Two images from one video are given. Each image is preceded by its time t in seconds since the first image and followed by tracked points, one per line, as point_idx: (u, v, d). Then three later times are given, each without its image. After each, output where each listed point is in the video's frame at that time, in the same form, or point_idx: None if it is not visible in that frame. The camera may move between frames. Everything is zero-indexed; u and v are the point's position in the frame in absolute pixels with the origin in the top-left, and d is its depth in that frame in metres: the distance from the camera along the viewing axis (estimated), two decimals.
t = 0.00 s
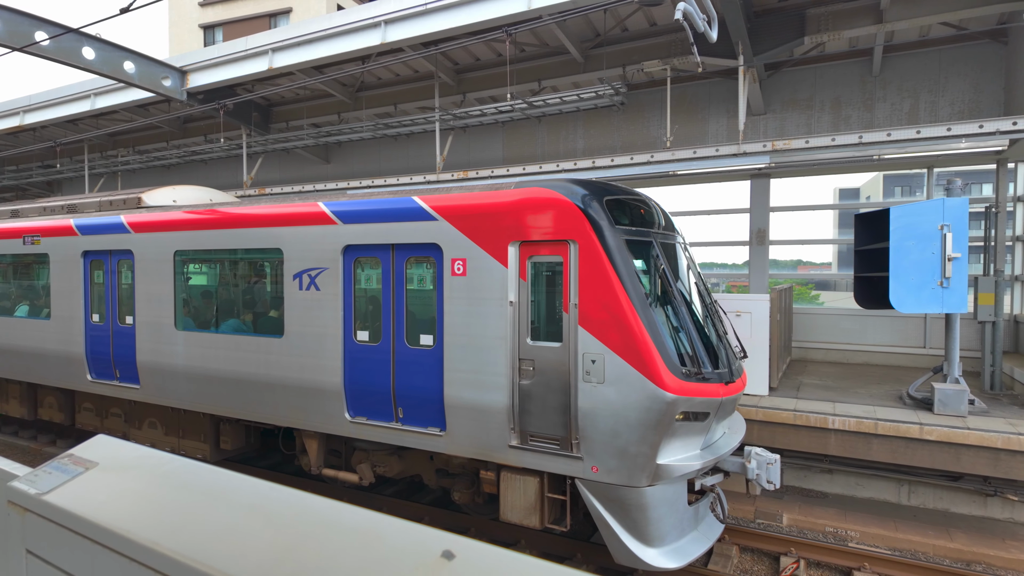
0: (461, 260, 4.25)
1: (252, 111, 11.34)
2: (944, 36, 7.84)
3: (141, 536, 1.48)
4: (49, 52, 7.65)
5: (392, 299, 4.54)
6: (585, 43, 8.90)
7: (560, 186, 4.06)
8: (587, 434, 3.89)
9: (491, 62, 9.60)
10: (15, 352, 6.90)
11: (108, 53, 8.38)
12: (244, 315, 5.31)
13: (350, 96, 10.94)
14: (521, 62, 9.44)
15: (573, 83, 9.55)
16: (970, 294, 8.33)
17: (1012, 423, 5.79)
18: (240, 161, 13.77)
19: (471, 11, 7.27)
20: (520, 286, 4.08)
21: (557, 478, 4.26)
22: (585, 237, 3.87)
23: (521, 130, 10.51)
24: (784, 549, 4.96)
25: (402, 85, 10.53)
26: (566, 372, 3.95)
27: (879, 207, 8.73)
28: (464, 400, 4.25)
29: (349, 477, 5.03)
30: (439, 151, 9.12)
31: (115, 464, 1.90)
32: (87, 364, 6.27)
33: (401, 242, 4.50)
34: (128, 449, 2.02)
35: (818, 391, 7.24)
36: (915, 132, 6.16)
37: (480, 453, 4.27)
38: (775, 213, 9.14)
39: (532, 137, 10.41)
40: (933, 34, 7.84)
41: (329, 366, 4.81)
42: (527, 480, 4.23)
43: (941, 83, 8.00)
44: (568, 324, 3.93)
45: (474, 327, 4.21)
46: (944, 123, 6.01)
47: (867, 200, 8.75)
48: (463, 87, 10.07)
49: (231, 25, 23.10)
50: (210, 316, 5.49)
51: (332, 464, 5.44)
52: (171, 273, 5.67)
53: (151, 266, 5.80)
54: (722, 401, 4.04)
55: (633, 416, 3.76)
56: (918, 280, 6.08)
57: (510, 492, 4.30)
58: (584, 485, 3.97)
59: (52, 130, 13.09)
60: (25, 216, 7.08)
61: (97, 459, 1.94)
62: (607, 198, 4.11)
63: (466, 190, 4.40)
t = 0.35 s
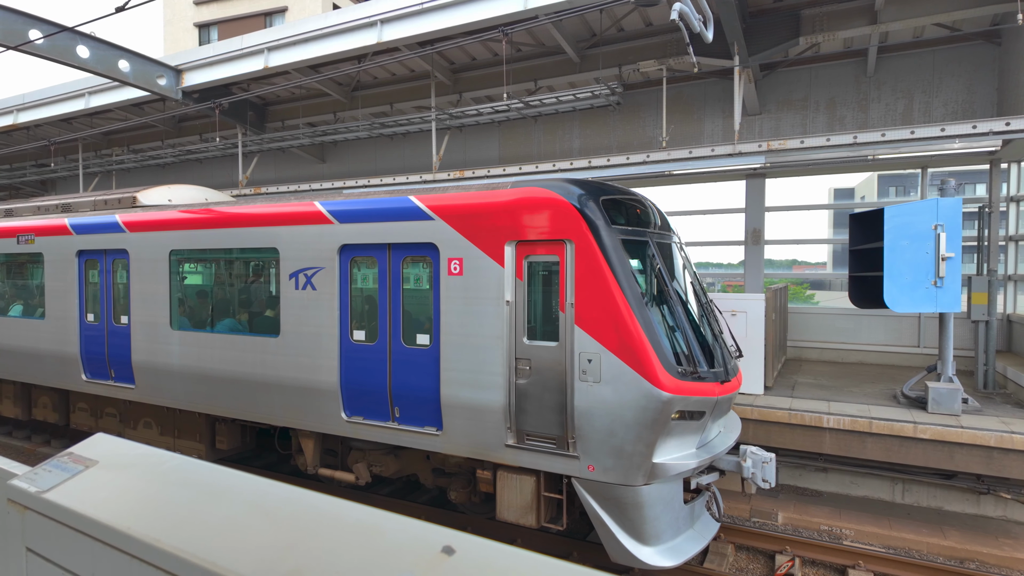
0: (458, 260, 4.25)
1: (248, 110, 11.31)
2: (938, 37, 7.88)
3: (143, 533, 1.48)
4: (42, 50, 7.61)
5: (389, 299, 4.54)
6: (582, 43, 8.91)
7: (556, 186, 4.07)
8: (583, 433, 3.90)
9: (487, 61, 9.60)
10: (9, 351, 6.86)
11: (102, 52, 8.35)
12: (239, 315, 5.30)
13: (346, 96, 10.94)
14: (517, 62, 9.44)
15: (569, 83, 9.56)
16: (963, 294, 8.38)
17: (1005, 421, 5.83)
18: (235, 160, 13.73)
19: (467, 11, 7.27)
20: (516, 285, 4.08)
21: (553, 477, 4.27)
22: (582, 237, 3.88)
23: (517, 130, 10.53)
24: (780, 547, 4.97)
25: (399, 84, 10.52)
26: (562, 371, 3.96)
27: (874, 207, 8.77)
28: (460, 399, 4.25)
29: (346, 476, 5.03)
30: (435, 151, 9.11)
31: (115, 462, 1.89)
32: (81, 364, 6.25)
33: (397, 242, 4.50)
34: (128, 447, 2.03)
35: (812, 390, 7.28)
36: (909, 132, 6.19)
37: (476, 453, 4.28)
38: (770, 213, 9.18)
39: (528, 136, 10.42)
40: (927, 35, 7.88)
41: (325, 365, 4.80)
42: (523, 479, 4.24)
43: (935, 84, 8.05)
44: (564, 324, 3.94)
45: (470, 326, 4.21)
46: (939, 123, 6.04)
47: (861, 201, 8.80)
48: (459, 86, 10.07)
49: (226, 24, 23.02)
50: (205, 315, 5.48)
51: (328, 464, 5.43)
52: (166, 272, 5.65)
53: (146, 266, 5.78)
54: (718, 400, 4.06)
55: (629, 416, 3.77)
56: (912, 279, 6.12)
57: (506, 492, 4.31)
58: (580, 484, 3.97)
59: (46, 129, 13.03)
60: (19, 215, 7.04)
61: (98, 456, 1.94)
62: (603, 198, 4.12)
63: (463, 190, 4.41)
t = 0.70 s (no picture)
0: (458, 259, 4.25)
1: (247, 109, 11.30)
2: (937, 37, 7.88)
3: (149, 531, 1.48)
4: (42, 49, 7.60)
5: (389, 298, 4.54)
6: (581, 43, 8.92)
7: (557, 186, 4.06)
8: (584, 433, 3.90)
9: (486, 61, 9.60)
10: (8, 351, 6.86)
11: (102, 51, 8.33)
12: (239, 314, 5.30)
13: (346, 95, 10.95)
14: (517, 61, 9.43)
15: (568, 83, 9.57)
16: (962, 294, 8.39)
17: (1004, 421, 5.84)
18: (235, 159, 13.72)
19: (467, 11, 7.27)
20: (517, 285, 4.09)
21: (554, 476, 4.27)
22: (582, 236, 3.88)
23: (517, 130, 10.53)
24: (779, 546, 4.97)
25: (399, 84, 10.52)
26: (562, 371, 3.96)
27: (873, 206, 8.78)
28: (461, 398, 4.25)
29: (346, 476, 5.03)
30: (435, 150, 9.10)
31: (120, 460, 1.89)
32: (81, 363, 6.24)
33: (398, 241, 4.50)
34: (133, 445, 2.03)
35: (812, 389, 7.28)
36: (909, 132, 6.19)
37: (477, 452, 4.28)
38: (769, 213, 9.19)
39: (527, 136, 10.42)
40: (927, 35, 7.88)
41: (325, 365, 4.80)
42: (524, 478, 4.24)
43: (934, 84, 8.05)
44: (564, 324, 3.94)
45: (471, 325, 4.21)
46: (938, 123, 6.04)
47: (861, 200, 8.81)
48: (459, 86, 10.07)
49: (225, 23, 22.99)
50: (205, 315, 5.48)
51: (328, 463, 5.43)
52: (166, 272, 5.65)
53: (146, 265, 5.78)
54: (718, 399, 4.06)
55: (630, 415, 3.77)
56: (912, 279, 6.12)
57: (506, 491, 4.31)
58: (580, 483, 3.98)
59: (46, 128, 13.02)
60: (19, 214, 7.03)
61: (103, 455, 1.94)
62: (604, 198, 4.12)
63: (463, 189, 4.40)
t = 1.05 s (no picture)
0: (458, 259, 4.26)
1: (247, 109, 11.31)
2: (937, 37, 7.89)
3: (151, 528, 1.48)
4: (42, 49, 7.60)
5: (389, 298, 4.55)
6: (581, 43, 8.93)
7: (556, 185, 4.07)
8: (584, 432, 3.91)
9: (486, 61, 9.61)
10: (8, 350, 6.86)
11: (102, 50, 8.34)
12: (240, 314, 5.30)
13: (346, 95, 10.96)
14: (517, 61, 9.43)
15: (568, 83, 9.58)
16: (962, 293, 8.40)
17: (1004, 420, 5.85)
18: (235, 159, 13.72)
19: (467, 10, 7.27)
20: (516, 284, 4.09)
21: (553, 475, 4.27)
22: (582, 236, 3.88)
23: (517, 130, 10.53)
24: (779, 546, 4.97)
25: (398, 83, 10.53)
26: (562, 370, 3.96)
27: (873, 206, 8.78)
28: (461, 398, 4.25)
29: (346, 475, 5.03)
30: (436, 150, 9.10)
31: (122, 458, 1.89)
32: (81, 363, 6.24)
33: (397, 241, 4.50)
34: (135, 444, 2.03)
35: (812, 389, 7.29)
36: (908, 132, 6.20)
37: (477, 451, 4.28)
38: (769, 213, 9.19)
39: (527, 136, 10.43)
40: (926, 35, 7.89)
41: (325, 364, 4.81)
42: (523, 478, 4.24)
43: (934, 83, 8.06)
44: (564, 323, 3.94)
45: (471, 325, 4.22)
46: (937, 123, 6.04)
47: (861, 200, 8.81)
48: (459, 85, 10.07)
49: (225, 23, 22.97)
50: (205, 314, 5.48)
51: (328, 463, 5.44)
52: (166, 271, 5.65)
53: (146, 265, 5.78)
54: (718, 398, 4.06)
55: (629, 414, 3.78)
56: (912, 279, 6.13)
57: (506, 490, 4.31)
58: (580, 482, 3.98)
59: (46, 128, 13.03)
60: (19, 214, 7.04)
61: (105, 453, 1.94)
62: (603, 197, 4.12)
63: (463, 189, 4.41)
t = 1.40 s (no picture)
0: (458, 259, 4.26)
1: (247, 109, 11.31)
2: (936, 37, 7.89)
3: (153, 529, 1.48)
4: (41, 49, 7.60)
5: (389, 298, 4.55)
6: (581, 43, 8.93)
7: (556, 186, 4.07)
8: (584, 432, 3.91)
9: (485, 61, 9.62)
10: (8, 351, 6.86)
11: (101, 50, 8.34)
12: (240, 314, 5.30)
13: (346, 95, 10.97)
14: (517, 61, 9.43)
15: (568, 83, 9.58)
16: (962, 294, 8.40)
17: (1003, 420, 5.85)
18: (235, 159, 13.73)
19: (467, 11, 7.27)
20: (516, 285, 4.09)
21: (553, 475, 4.28)
22: (582, 236, 3.89)
23: (517, 130, 10.54)
24: (779, 546, 4.98)
25: (398, 83, 10.53)
26: (562, 370, 3.97)
27: (873, 206, 8.79)
28: (461, 398, 4.26)
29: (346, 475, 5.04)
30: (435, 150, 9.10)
31: (125, 459, 1.90)
32: (81, 363, 6.24)
33: (397, 241, 4.50)
34: (138, 444, 2.03)
35: (811, 389, 7.29)
36: (908, 132, 6.20)
37: (476, 451, 4.29)
38: (769, 213, 9.20)
39: (527, 136, 10.43)
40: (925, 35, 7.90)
41: (325, 364, 4.81)
42: (523, 478, 4.25)
43: (934, 84, 8.06)
44: (564, 323, 3.95)
45: (471, 325, 4.22)
46: (937, 123, 6.04)
47: (860, 200, 8.82)
48: (459, 86, 10.07)
49: (225, 24, 22.96)
50: (204, 315, 5.48)
51: (328, 463, 5.44)
52: (166, 272, 5.66)
53: (146, 265, 5.78)
54: (717, 398, 4.07)
55: (629, 415, 3.78)
56: (911, 279, 6.13)
57: (505, 490, 4.32)
58: (580, 482, 3.99)
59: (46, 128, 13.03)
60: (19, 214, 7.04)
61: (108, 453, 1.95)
62: (603, 198, 4.12)
63: (462, 189, 4.41)
